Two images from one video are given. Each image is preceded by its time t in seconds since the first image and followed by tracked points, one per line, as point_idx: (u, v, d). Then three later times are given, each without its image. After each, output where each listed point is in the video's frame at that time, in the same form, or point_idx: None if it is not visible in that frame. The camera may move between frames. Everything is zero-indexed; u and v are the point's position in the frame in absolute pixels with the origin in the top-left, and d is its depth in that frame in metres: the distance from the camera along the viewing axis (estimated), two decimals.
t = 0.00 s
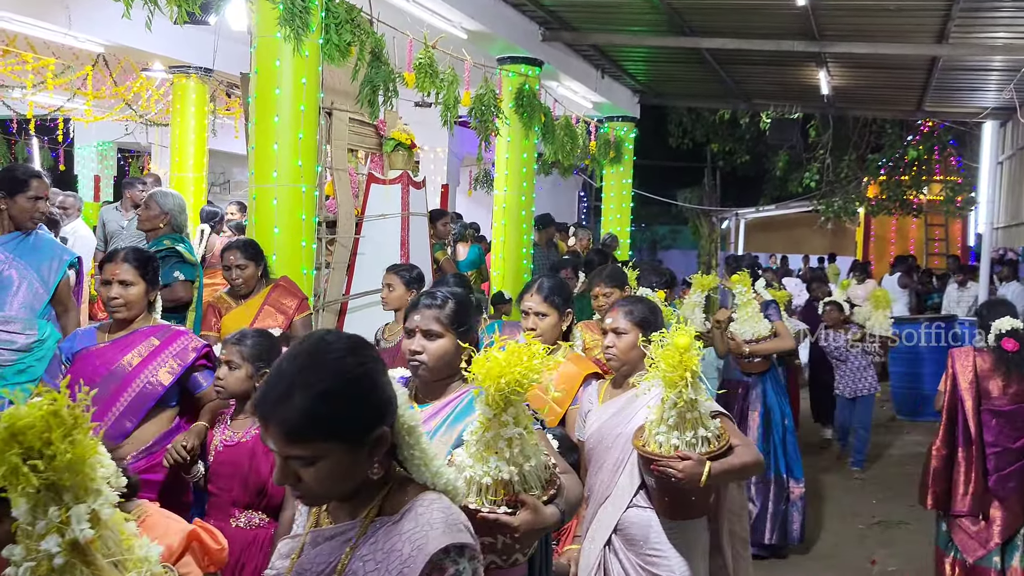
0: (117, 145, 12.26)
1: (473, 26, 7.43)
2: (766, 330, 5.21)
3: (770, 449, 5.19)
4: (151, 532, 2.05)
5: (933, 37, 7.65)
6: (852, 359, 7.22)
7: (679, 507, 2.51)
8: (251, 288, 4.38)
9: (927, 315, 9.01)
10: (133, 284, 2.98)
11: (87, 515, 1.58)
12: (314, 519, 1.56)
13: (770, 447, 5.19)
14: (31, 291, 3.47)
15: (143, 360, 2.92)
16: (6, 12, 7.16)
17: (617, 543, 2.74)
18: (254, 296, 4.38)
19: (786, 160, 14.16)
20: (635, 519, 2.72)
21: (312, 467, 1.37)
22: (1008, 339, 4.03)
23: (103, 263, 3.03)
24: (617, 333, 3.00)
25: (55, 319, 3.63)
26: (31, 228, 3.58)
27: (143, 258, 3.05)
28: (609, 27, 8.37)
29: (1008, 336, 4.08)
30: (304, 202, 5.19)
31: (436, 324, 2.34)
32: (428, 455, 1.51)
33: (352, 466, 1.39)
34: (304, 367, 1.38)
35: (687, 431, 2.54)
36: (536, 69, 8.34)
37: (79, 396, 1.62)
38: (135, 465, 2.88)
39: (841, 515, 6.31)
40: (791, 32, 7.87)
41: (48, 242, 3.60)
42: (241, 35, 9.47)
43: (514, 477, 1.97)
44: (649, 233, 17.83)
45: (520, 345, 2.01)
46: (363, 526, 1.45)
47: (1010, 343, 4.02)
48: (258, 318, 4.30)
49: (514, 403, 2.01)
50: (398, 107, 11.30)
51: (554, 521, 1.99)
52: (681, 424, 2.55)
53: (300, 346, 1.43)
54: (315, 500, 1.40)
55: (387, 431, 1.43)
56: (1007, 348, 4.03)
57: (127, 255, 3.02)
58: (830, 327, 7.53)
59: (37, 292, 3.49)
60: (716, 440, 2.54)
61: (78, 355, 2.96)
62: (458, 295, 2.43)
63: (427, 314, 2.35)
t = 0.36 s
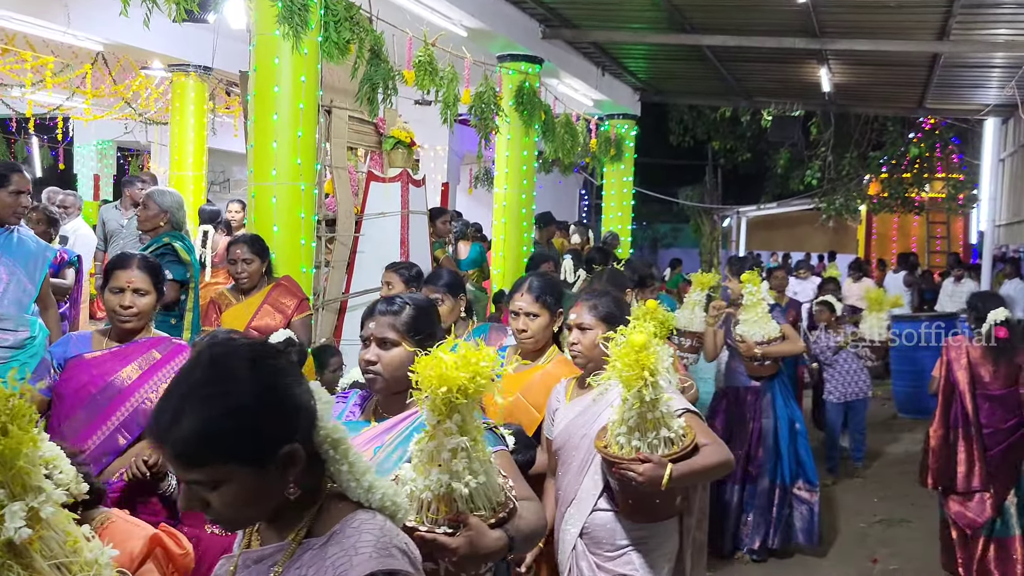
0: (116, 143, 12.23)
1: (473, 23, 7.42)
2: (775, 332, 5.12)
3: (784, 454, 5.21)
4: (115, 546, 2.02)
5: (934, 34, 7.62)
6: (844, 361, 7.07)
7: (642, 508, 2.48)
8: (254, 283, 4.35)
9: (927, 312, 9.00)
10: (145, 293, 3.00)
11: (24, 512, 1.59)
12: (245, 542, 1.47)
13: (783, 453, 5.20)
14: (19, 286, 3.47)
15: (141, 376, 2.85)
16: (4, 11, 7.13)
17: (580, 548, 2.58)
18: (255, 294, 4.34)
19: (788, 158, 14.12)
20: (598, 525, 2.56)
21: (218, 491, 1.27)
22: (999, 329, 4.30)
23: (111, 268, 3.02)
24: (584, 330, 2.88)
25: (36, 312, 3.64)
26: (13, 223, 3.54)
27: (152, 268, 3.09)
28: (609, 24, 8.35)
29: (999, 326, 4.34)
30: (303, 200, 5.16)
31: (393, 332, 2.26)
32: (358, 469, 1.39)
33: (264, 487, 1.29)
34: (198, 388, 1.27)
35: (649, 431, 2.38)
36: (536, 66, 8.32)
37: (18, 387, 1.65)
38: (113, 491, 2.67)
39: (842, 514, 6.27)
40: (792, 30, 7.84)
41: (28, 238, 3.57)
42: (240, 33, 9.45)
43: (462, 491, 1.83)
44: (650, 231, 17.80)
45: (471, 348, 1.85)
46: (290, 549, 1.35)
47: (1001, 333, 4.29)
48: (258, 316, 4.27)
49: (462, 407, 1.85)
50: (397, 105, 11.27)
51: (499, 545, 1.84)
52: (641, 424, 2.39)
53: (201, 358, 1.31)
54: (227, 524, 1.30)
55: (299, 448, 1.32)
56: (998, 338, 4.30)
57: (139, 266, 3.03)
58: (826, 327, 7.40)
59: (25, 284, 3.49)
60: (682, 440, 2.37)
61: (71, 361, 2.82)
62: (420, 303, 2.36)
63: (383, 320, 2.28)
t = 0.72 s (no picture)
0: (116, 144, 12.23)
1: (472, 22, 7.40)
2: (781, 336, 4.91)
3: (789, 457, 5.04)
4: (61, 544, 2.04)
5: (935, 32, 7.61)
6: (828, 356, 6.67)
7: (596, 527, 2.40)
8: (262, 279, 4.35)
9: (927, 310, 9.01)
10: (139, 293, 2.98)
11: None
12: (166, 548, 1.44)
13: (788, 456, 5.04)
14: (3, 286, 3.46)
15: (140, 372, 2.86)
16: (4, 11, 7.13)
17: (536, 561, 2.49)
18: (262, 292, 4.33)
19: (789, 157, 14.11)
20: (554, 540, 2.48)
21: (102, 506, 1.24)
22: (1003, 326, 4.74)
23: (104, 268, 2.99)
24: (548, 337, 2.88)
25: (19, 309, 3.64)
26: None
27: (148, 266, 3.05)
28: (609, 23, 8.33)
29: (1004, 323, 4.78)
30: (303, 200, 5.15)
31: (341, 339, 2.29)
32: (264, 476, 1.35)
33: (145, 499, 1.25)
34: (79, 393, 1.20)
35: (603, 448, 2.25)
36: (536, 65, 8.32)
37: None
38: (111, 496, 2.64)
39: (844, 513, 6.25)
40: (793, 28, 7.82)
41: (10, 234, 3.53)
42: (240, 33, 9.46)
43: (397, 514, 1.76)
44: (652, 231, 17.79)
45: (406, 358, 1.79)
46: (201, 555, 1.32)
47: (1004, 330, 4.74)
48: (264, 314, 4.24)
49: (397, 423, 1.78)
50: (397, 105, 11.27)
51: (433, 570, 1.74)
52: (594, 440, 2.25)
53: (83, 360, 1.24)
54: (122, 535, 1.27)
55: (184, 460, 1.26)
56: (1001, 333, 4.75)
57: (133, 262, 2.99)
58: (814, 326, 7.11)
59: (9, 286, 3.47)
60: (640, 457, 2.24)
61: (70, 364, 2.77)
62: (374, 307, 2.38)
63: (332, 325, 2.31)
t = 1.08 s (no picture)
0: (118, 144, 12.23)
1: (474, 22, 7.38)
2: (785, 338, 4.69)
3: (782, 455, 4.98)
4: (9, 556, 2.04)
5: (939, 29, 7.58)
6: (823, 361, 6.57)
7: (560, 534, 2.36)
8: (269, 280, 4.30)
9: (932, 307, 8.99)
10: (118, 295, 2.96)
11: None
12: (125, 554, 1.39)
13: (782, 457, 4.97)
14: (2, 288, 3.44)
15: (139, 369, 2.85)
16: (6, 11, 7.11)
17: (495, 566, 2.47)
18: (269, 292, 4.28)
19: (793, 155, 14.08)
20: (515, 546, 2.46)
21: (37, 515, 1.19)
22: (999, 321, 5.11)
23: (85, 269, 2.99)
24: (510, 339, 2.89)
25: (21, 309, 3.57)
26: None
27: (126, 264, 3.02)
28: (612, 22, 8.30)
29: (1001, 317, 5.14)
30: (305, 199, 5.13)
31: (257, 341, 2.17)
32: (210, 479, 1.29)
33: (82, 506, 1.20)
34: (9, 395, 1.17)
35: (567, 449, 2.21)
36: (538, 64, 8.32)
37: None
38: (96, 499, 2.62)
39: (849, 512, 6.23)
40: (796, 26, 7.79)
41: (9, 234, 3.51)
42: (243, 33, 9.46)
43: (328, 521, 1.76)
44: (655, 230, 17.76)
45: (340, 361, 1.78)
46: (150, 563, 1.26)
47: (1001, 325, 5.11)
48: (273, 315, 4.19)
49: (329, 426, 1.77)
50: (400, 104, 11.25)
51: None
52: (557, 442, 2.23)
53: (15, 360, 1.21)
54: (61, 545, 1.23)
55: (121, 463, 1.22)
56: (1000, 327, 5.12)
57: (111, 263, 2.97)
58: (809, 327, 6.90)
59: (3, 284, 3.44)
60: (609, 459, 2.23)
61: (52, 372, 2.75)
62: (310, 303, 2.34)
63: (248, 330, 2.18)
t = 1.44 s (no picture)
0: (124, 146, 12.32)
1: (477, 24, 7.45)
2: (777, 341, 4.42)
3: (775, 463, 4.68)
4: None
5: (940, 29, 7.62)
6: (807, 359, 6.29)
7: (522, 557, 2.05)
8: (276, 284, 4.34)
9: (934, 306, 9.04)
10: (64, 299, 2.74)
11: None
12: None
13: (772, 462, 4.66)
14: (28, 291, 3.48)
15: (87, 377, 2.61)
16: (15, 15, 7.19)
17: None
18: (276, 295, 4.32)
19: (795, 156, 14.13)
20: (469, 572, 2.24)
21: (12, 537, 1.19)
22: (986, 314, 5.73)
23: (31, 275, 2.79)
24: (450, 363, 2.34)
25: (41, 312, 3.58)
26: (27, 225, 3.58)
27: (75, 268, 2.80)
28: (614, 24, 8.35)
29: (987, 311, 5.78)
30: (310, 200, 5.19)
31: (183, 367, 1.99)
32: (198, 513, 1.33)
33: (59, 533, 1.19)
34: None
35: (528, 465, 1.98)
36: (541, 66, 8.41)
37: None
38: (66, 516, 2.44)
39: (852, 511, 6.27)
40: (797, 27, 7.84)
41: (40, 238, 3.60)
42: (248, 36, 9.55)
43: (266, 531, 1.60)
44: (657, 230, 17.80)
45: (259, 363, 1.59)
46: None
47: (987, 317, 5.74)
48: (277, 318, 4.23)
49: (252, 431, 1.61)
50: (403, 105, 11.32)
51: None
52: (517, 457, 1.99)
53: (5, 375, 1.24)
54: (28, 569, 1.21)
55: (102, 490, 1.22)
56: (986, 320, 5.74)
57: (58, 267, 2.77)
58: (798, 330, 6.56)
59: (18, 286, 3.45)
60: (567, 475, 2.00)
61: None
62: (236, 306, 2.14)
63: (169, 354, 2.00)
